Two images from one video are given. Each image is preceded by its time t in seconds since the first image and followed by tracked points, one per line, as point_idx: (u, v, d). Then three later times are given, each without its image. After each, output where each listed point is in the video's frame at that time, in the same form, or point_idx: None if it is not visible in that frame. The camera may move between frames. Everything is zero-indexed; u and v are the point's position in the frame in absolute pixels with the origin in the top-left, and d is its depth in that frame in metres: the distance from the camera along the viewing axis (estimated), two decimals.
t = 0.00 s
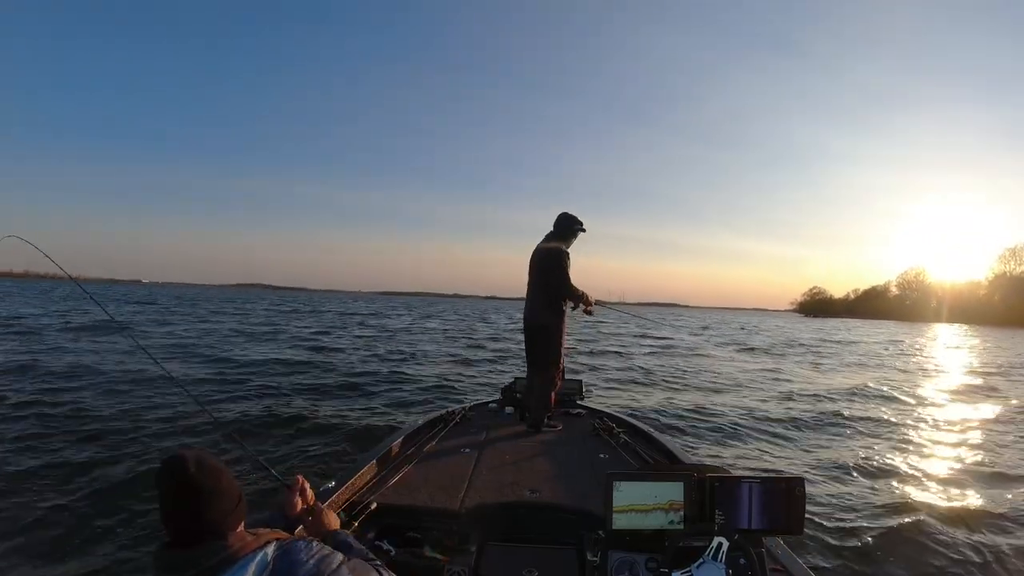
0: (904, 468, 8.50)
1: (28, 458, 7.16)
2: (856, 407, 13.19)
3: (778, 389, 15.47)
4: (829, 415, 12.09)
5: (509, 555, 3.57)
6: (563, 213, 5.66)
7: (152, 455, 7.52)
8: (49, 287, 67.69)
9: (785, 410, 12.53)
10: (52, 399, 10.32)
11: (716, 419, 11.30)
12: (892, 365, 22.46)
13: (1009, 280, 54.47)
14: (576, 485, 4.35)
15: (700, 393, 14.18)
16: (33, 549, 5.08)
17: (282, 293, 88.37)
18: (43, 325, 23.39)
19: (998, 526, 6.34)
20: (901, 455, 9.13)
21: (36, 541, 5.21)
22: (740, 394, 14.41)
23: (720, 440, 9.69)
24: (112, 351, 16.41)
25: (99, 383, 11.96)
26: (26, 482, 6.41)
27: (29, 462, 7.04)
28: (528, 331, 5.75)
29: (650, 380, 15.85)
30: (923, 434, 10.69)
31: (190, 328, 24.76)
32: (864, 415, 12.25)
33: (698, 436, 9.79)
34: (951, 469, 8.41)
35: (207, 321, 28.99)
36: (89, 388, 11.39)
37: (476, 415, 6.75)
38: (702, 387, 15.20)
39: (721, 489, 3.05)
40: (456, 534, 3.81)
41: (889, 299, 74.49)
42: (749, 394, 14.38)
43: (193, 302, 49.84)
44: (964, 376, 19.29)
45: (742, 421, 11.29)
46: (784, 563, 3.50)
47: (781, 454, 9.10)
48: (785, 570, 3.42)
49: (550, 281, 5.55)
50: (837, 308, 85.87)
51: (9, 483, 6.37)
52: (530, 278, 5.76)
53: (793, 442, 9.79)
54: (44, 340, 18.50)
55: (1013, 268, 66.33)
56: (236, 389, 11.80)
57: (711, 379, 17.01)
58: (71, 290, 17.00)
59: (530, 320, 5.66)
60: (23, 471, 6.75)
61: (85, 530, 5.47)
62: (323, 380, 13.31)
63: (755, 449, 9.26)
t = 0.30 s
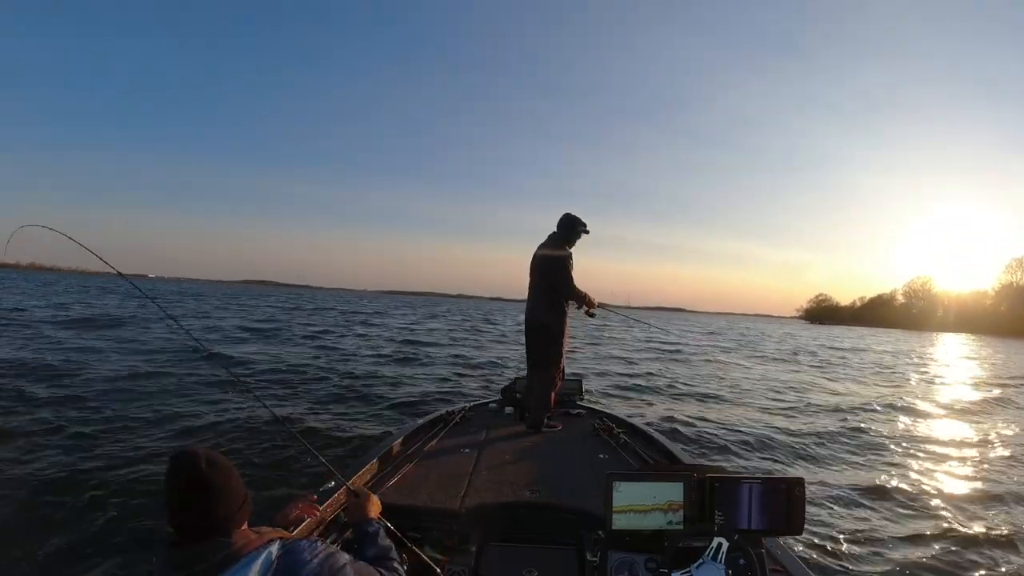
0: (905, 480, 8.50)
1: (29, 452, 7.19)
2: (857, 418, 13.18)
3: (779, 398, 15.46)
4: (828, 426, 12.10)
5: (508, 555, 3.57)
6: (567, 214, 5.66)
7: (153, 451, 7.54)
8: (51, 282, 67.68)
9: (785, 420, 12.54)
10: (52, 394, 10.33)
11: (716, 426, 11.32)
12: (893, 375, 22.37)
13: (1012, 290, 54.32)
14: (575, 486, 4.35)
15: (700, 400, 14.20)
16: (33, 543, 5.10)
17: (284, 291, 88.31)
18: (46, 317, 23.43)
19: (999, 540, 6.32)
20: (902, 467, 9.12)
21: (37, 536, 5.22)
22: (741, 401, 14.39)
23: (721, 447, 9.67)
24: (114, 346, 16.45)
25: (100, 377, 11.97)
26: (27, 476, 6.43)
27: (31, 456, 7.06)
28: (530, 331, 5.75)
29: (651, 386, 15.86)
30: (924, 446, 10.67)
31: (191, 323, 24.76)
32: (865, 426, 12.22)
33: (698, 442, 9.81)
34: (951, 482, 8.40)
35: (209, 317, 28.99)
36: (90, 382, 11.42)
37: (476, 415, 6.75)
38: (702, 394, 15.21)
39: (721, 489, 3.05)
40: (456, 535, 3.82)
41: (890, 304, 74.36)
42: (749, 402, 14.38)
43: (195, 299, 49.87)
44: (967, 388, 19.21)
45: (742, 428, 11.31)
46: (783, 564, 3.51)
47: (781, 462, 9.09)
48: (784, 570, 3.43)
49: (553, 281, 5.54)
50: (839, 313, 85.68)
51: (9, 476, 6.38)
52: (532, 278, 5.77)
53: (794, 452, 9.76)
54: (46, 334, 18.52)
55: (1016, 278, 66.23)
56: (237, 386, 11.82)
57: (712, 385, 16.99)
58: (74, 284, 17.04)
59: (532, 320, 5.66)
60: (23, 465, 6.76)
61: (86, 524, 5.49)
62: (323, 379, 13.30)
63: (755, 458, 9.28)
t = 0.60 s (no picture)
0: (906, 480, 8.48)
1: (29, 453, 7.20)
2: (858, 419, 13.17)
3: (779, 398, 15.45)
4: (829, 427, 12.09)
5: (508, 555, 3.57)
6: (567, 214, 5.66)
7: (153, 451, 7.55)
8: (54, 283, 67.85)
9: (785, 420, 12.54)
10: (53, 394, 10.35)
11: (716, 427, 11.30)
12: (895, 375, 22.31)
13: (1016, 291, 54.17)
14: (575, 485, 4.35)
15: (701, 400, 14.20)
16: (32, 543, 5.11)
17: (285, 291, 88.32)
18: (47, 318, 23.45)
19: (1000, 539, 6.31)
20: (903, 469, 9.10)
21: (37, 535, 5.23)
22: (742, 402, 14.37)
23: (722, 449, 9.66)
24: (116, 346, 16.48)
25: (101, 377, 12.00)
26: (26, 477, 6.43)
27: (31, 456, 7.07)
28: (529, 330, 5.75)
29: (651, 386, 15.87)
30: (925, 447, 10.67)
31: (194, 323, 24.80)
32: (866, 427, 12.19)
33: (699, 443, 9.81)
34: (953, 482, 8.38)
35: (210, 319, 28.98)
36: (91, 383, 11.44)
37: (476, 415, 6.74)
38: (703, 393, 15.21)
39: (721, 488, 3.05)
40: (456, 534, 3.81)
41: (892, 305, 74.23)
42: (750, 403, 14.38)
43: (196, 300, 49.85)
44: (971, 388, 19.13)
45: (742, 429, 11.30)
46: (784, 563, 3.51)
47: (782, 462, 9.08)
48: (784, 570, 3.42)
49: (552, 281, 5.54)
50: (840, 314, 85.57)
51: (9, 477, 6.39)
52: (531, 278, 5.77)
53: (795, 452, 9.75)
54: (48, 334, 18.57)
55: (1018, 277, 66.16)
56: (237, 387, 11.82)
57: (712, 385, 16.99)
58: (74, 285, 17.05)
59: (531, 320, 5.66)
60: (24, 465, 6.78)
61: (86, 523, 5.50)
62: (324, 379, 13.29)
63: (756, 459, 9.27)
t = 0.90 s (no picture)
0: (907, 475, 8.48)
1: (29, 457, 7.22)
2: (859, 411, 13.17)
3: (780, 391, 15.46)
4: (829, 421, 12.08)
5: (508, 556, 3.57)
6: (564, 214, 5.66)
7: (155, 453, 7.57)
8: (53, 288, 67.72)
9: (786, 415, 12.54)
10: (55, 399, 10.39)
11: (717, 425, 11.31)
12: (900, 367, 22.23)
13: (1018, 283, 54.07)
14: (575, 485, 4.35)
15: (701, 396, 14.21)
16: (35, 546, 5.14)
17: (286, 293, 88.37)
18: (48, 325, 23.48)
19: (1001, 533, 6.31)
20: (903, 463, 9.10)
21: (40, 538, 5.26)
22: (745, 397, 14.36)
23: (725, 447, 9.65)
24: (119, 351, 16.54)
25: (103, 382, 12.05)
26: (27, 481, 6.45)
27: (31, 461, 7.09)
28: (528, 329, 5.75)
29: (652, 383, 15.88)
30: (926, 439, 10.67)
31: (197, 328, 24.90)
32: (869, 420, 12.17)
33: (699, 442, 9.81)
34: (953, 476, 8.37)
35: (211, 322, 29.01)
36: (94, 387, 11.49)
37: (476, 415, 6.74)
38: (703, 390, 15.21)
39: (721, 489, 3.05)
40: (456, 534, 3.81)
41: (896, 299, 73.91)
42: (750, 398, 14.38)
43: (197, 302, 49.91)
44: (976, 380, 19.05)
45: (742, 426, 11.31)
46: (784, 563, 3.50)
47: (784, 460, 9.07)
48: (785, 570, 3.42)
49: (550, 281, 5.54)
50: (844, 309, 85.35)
51: (11, 481, 6.42)
52: (529, 277, 5.77)
53: (797, 450, 9.74)
54: (51, 341, 18.67)
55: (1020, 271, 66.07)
56: (236, 390, 11.82)
57: (713, 382, 16.99)
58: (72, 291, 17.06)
59: (530, 319, 5.65)
60: (26, 469, 6.81)
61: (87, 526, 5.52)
62: (326, 382, 13.31)
63: (757, 455, 9.28)
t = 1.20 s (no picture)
0: (907, 474, 8.47)
1: (30, 459, 7.23)
2: (859, 409, 13.16)
3: (781, 390, 15.45)
4: (830, 420, 12.08)
5: (509, 556, 3.57)
6: (563, 214, 5.66)
7: (157, 455, 7.61)
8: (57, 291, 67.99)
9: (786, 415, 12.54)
10: (59, 402, 10.46)
11: (717, 424, 11.32)
12: (903, 364, 22.18)
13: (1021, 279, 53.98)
14: (576, 485, 4.35)
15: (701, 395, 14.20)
16: (39, 546, 5.17)
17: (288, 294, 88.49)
18: (49, 330, 23.52)
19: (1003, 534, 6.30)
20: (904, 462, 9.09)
21: (44, 538, 5.29)
22: (746, 396, 14.36)
23: (726, 448, 9.66)
24: (122, 355, 16.61)
25: (107, 385, 12.10)
26: (27, 483, 6.46)
27: (32, 463, 7.11)
28: (527, 329, 5.76)
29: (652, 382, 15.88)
30: (926, 437, 10.66)
31: (199, 331, 24.98)
32: (871, 418, 12.15)
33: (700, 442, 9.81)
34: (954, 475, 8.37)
35: (212, 326, 29.02)
36: (97, 390, 11.54)
37: (476, 415, 6.74)
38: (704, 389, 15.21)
39: (721, 489, 3.05)
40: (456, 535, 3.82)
41: (899, 296, 73.75)
42: (751, 396, 14.36)
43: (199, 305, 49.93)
44: (980, 376, 18.99)
45: (742, 425, 11.31)
46: (784, 563, 3.51)
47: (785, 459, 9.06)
48: (785, 570, 3.42)
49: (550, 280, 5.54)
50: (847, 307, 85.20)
51: (15, 482, 6.46)
52: (528, 277, 5.77)
53: (798, 450, 9.75)
54: (55, 345, 18.76)
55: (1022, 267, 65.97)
56: (237, 392, 11.82)
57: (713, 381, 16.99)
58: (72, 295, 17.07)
59: (529, 319, 5.65)
60: (29, 470, 6.85)
61: (92, 526, 5.56)
62: (326, 383, 13.31)
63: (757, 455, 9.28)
